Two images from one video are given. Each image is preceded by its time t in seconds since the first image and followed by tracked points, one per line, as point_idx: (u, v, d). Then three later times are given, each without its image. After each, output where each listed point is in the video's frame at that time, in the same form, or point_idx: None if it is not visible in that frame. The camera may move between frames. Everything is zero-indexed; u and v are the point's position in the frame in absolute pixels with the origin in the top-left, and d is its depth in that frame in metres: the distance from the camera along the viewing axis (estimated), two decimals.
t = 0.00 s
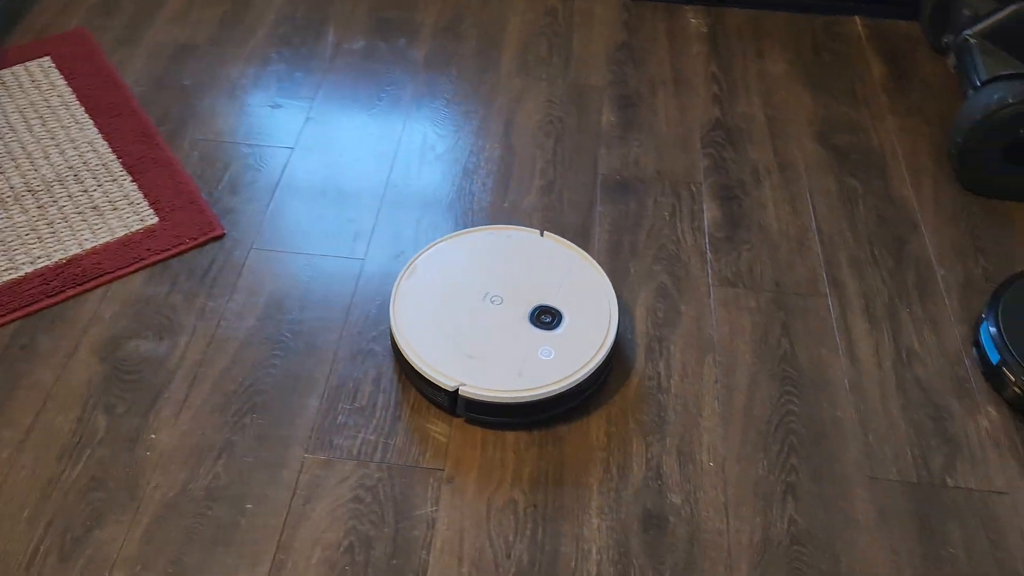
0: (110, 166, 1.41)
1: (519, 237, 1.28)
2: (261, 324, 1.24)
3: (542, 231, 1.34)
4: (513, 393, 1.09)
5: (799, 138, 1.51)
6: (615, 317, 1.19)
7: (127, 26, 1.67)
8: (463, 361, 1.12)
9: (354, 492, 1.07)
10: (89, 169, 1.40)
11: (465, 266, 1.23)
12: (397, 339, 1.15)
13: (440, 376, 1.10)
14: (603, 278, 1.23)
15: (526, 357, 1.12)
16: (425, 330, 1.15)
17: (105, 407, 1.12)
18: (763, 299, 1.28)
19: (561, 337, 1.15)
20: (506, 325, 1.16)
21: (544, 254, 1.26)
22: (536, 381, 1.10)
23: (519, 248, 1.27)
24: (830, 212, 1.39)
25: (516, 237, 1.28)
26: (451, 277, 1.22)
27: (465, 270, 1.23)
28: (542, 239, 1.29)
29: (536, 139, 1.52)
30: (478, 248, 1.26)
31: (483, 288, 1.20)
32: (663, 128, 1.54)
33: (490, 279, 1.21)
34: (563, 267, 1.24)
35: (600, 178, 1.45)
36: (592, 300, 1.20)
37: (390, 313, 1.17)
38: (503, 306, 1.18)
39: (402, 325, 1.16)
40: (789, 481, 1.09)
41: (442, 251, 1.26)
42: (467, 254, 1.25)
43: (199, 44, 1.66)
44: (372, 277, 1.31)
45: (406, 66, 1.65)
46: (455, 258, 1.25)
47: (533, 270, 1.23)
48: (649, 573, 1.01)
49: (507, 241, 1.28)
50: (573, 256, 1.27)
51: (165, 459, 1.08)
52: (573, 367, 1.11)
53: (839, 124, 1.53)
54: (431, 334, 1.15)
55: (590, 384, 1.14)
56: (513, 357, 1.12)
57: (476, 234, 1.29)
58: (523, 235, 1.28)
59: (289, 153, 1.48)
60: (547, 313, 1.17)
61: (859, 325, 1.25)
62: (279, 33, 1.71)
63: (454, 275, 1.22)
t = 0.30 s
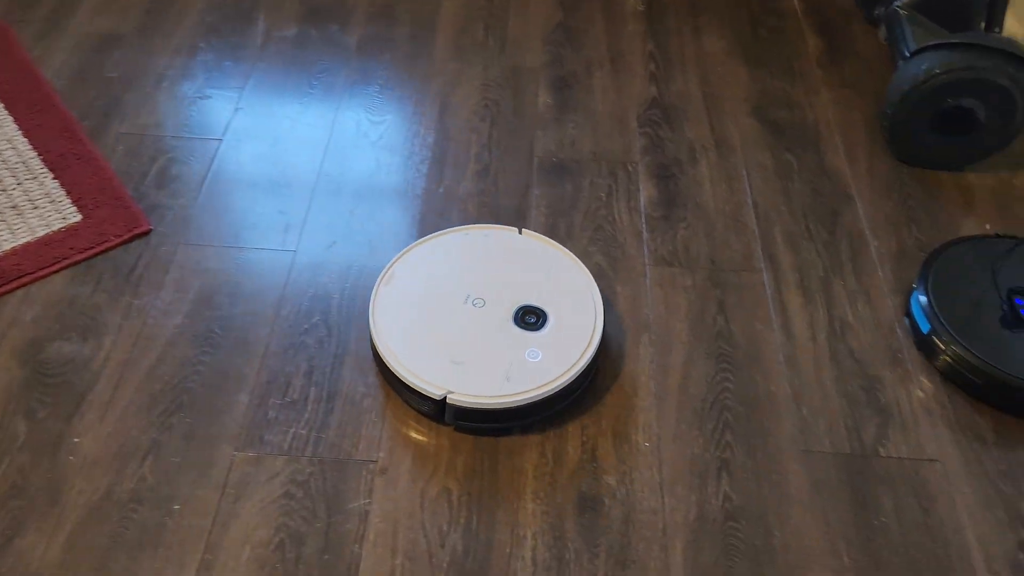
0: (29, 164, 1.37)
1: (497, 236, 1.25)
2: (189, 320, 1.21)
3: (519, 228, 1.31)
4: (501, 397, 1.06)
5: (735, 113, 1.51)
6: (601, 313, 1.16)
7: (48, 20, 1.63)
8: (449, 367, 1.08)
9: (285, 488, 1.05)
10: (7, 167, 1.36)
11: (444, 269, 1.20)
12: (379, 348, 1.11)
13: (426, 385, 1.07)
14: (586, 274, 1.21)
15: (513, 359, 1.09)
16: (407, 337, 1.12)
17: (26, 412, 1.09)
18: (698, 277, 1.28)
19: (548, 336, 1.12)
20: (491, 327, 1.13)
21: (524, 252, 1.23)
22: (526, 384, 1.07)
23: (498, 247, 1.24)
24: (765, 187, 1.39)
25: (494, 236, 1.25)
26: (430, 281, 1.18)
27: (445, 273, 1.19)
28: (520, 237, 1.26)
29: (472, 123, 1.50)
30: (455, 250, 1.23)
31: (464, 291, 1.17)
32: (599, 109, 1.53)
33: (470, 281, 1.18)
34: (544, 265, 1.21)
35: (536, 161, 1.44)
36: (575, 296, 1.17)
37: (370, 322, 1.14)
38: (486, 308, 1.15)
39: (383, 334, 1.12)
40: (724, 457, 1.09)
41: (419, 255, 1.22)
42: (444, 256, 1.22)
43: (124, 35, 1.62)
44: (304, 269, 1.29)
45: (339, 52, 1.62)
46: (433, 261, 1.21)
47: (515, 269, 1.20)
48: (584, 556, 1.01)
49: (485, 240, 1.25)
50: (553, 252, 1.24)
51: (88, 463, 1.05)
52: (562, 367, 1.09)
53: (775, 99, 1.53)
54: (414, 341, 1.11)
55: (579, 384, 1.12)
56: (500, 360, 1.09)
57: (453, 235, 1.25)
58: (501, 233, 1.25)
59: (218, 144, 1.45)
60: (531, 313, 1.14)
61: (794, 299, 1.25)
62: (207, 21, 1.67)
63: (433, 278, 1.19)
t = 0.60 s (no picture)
0: None
1: (485, 234, 1.23)
2: (122, 318, 1.19)
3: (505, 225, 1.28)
4: (500, 400, 1.04)
5: (675, 92, 1.51)
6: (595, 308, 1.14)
7: None
8: (443, 372, 1.06)
9: (221, 484, 1.04)
10: None
11: (433, 271, 1.17)
12: (372, 356, 1.08)
13: (422, 391, 1.04)
14: (577, 269, 1.19)
15: (509, 361, 1.07)
16: (399, 343, 1.09)
17: None
18: (638, 257, 1.28)
19: (543, 336, 1.10)
20: (485, 329, 1.10)
21: (514, 250, 1.21)
22: (523, 386, 1.05)
23: (487, 246, 1.21)
24: (705, 165, 1.40)
25: (483, 235, 1.23)
26: (420, 284, 1.15)
27: (435, 275, 1.17)
28: (508, 234, 1.24)
29: (411, 109, 1.49)
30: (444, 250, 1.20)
31: (455, 292, 1.14)
32: (539, 91, 1.52)
33: (461, 282, 1.16)
34: (534, 261, 1.19)
35: (476, 146, 1.43)
36: (569, 293, 1.15)
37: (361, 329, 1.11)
38: (479, 309, 1.12)
39: (375, 341, 1.09)
40: (664, 435, 1.09)
41: (406, 257, 1.19)
42: (433, 257, 1.19)
43: (53, 30, 1.58)
44: (241, 263, 1.27)
45: (274, 41, 1.60)
46: (421, 263, 1.18)
47: (506, 268, 1.18)
48: (525, 539, 1.01)
49: (473, 239, 1.22)
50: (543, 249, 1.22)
51: (18, 467, 1.03)
52: (559, 367, 1.07)
53: (714, 76, 1.54)
54: (407, 346, 1.09)
55: (576, 382, 1.10)
56: (495, 362, 1.07)
57: (441, 235, 1.23)
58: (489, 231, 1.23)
59: (151, 138, 1.42)
60: (525, 312, 1.12)
61: (733, 275, 1.25)
62: (139, 14, 1.64)
63: (422, 281, 1.16)
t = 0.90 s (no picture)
0: None
1: (483, 240, 1.20)
2: (64, 330, 1.17)
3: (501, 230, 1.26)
4: (511, 412, 1.01)
5: (623, 81, 1.51)
6: (600, 312, 1.12)
7: None
8: (450, 385, 1.04)
9: (169, 496, 1.02)
10: None
11: (433, 280, 1.14)
12: (376, 372, 1.05)
13: (430, 407, 1.02)
14: (579, 273, 1.17)
15: (516, 370, 1.05)
16: (404, 357, 1.06)
17: None
18: (588, 248, 1.27)
19: (549, 344, 1.08)
20: (490, 339, 1.08)
21: (513, 256, 1.18)
22: (532, 396, 1.03)
23: (485, 252, 1.19)
24: (653, 153, 1.40)
25: (482, 242, 1.20)
26: (420, 294, 1.13)
27: (435, 285, 1.14)
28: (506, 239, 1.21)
29: (358, 106, 1.47)
30: (443, 259, 1.18)
31: (456, 302, 1.12)
32: (487, 84, 1.51)
33: (462, 292, 1.13)
34: (535, 267, 1.17)
35: (424, 142, 1.42)
36: (573, 298, 1.13)
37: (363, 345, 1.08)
38: (483, 318, 1.10)
39: (378, 356, 1.07)
40: (615, 426, 1.09)
41: (404, 268, 1.16)
42: (432, 267, 1.16)
43: None
44: (185, 269, 1.25)
45: (216, 42, 1.57)
46: (420, 273, 1.16)
47: (507, 275, 1.15)
48: (477, 537, 1.00)
49: (470, 245, 1.20)
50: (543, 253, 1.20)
51: None
52: (567, 375, 1.05)
53: (662, 63, 1.53)
54: (412, 360, 1.06)
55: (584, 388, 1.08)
56: (503, 372, 1.05)
57: (438, 243, 1.20)
58: (487, 238, 1.20)
59: (92, 145, 1.39)
60: (529, 320, 1.10)
61: (682, 263, 1.25)
62: (77, 17, 1.61)
63: (422, 292, 1.13)
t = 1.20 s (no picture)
0: None
1: (494, 248, 1.17)
2: (11, 348, 1.14)
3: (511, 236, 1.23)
4: (535, 426, 0.99)
5: (579, 73, 1.49)
6: (617, 318, 1.10)
7: None
8: (470, 401, 1.01)
9: (123, 515, 1.00)
10: None
11: (445, 293, 1.11)
12: (394, 391, 1.02)
13: (451, 424, 0.99)
14: (594, 279, 1.14)
15: (537, 383, 1.02)
16: (420, 374, 1.03)
17: None
18: (547, 244, 1.26)
19: (569, 353, 1.05)
20: (508, 351, 1.05)
21: (525, 264, 1.15)
22: (554, 408, 1.00)
23: (497, 260, 1.15)
24: (612, 145, 1.38)
25: (492, 250, 1.17)
26: (433, 308, 1.09)
27: (448, 298, 1.11)
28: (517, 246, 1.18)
29: (311, 107, 1.45)
30: (453, 269, 1.14)
31: (470, 314, 1.09)
32: (442, 81, 1.49)
33: (475, 303, 1.10)
34: (548, 274, 1.14)
35: (379, 141, 1.40)
36: (590, 305, 1.10)
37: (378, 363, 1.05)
38: (500, 330, 1.07)
39: (394, 374, 1.03)
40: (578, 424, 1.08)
41: (414, 281, 1.13)
42: (443, 279, 1.13)
43: None
44: (136, 281, 1.22)
45: (164, 47, 1.54)
46: (430, 285, 1.12)
47: (521, 283, 1.12)
48: (439, 543, 0.98)
49: (481, 254, 1.16)
50: (554, 259, 1.17)
51: None
52: (589, 384, 1.02)
53: (619, 54, 1.52)
54: (429, 377, 1.03)
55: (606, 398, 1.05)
56: (524, 385, 1.02)
57: (448, 253, 1.17)
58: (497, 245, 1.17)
59: (37, 157, 1.36)
60: (547, 330, 1.07)
61: (642, 255, 1.24)
62: (20, 26, 1.57)
63: (434, 305, 1.10)
